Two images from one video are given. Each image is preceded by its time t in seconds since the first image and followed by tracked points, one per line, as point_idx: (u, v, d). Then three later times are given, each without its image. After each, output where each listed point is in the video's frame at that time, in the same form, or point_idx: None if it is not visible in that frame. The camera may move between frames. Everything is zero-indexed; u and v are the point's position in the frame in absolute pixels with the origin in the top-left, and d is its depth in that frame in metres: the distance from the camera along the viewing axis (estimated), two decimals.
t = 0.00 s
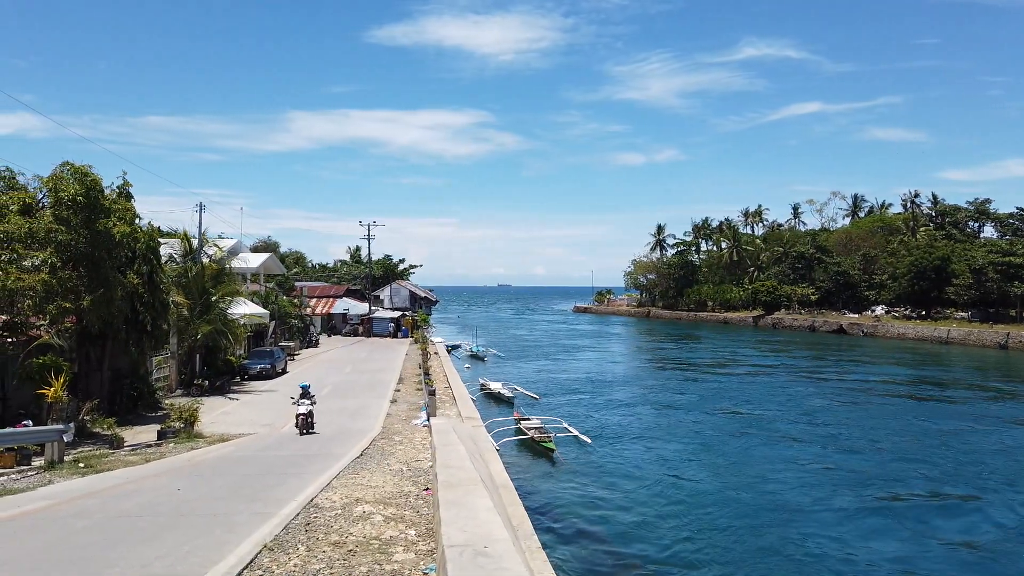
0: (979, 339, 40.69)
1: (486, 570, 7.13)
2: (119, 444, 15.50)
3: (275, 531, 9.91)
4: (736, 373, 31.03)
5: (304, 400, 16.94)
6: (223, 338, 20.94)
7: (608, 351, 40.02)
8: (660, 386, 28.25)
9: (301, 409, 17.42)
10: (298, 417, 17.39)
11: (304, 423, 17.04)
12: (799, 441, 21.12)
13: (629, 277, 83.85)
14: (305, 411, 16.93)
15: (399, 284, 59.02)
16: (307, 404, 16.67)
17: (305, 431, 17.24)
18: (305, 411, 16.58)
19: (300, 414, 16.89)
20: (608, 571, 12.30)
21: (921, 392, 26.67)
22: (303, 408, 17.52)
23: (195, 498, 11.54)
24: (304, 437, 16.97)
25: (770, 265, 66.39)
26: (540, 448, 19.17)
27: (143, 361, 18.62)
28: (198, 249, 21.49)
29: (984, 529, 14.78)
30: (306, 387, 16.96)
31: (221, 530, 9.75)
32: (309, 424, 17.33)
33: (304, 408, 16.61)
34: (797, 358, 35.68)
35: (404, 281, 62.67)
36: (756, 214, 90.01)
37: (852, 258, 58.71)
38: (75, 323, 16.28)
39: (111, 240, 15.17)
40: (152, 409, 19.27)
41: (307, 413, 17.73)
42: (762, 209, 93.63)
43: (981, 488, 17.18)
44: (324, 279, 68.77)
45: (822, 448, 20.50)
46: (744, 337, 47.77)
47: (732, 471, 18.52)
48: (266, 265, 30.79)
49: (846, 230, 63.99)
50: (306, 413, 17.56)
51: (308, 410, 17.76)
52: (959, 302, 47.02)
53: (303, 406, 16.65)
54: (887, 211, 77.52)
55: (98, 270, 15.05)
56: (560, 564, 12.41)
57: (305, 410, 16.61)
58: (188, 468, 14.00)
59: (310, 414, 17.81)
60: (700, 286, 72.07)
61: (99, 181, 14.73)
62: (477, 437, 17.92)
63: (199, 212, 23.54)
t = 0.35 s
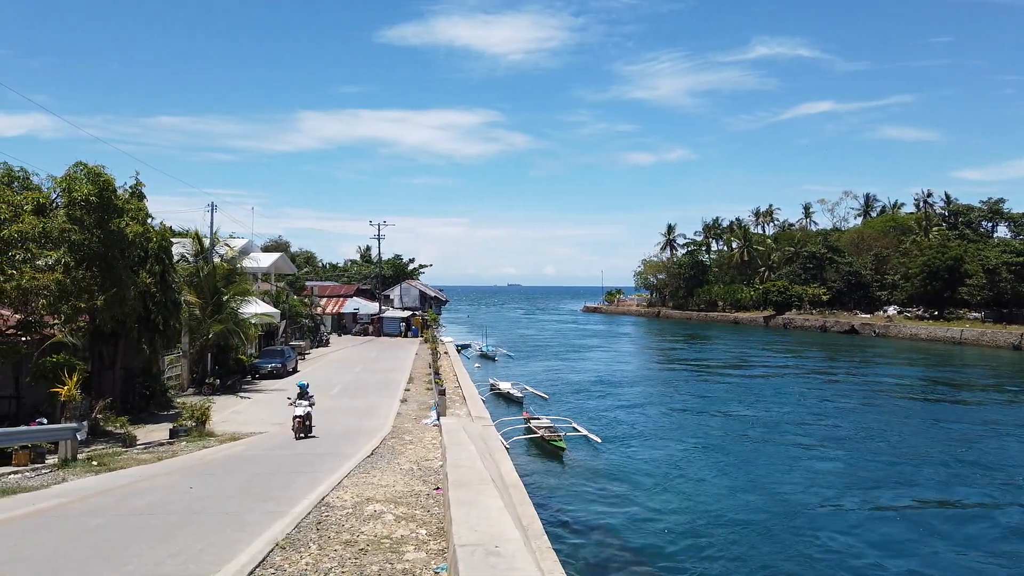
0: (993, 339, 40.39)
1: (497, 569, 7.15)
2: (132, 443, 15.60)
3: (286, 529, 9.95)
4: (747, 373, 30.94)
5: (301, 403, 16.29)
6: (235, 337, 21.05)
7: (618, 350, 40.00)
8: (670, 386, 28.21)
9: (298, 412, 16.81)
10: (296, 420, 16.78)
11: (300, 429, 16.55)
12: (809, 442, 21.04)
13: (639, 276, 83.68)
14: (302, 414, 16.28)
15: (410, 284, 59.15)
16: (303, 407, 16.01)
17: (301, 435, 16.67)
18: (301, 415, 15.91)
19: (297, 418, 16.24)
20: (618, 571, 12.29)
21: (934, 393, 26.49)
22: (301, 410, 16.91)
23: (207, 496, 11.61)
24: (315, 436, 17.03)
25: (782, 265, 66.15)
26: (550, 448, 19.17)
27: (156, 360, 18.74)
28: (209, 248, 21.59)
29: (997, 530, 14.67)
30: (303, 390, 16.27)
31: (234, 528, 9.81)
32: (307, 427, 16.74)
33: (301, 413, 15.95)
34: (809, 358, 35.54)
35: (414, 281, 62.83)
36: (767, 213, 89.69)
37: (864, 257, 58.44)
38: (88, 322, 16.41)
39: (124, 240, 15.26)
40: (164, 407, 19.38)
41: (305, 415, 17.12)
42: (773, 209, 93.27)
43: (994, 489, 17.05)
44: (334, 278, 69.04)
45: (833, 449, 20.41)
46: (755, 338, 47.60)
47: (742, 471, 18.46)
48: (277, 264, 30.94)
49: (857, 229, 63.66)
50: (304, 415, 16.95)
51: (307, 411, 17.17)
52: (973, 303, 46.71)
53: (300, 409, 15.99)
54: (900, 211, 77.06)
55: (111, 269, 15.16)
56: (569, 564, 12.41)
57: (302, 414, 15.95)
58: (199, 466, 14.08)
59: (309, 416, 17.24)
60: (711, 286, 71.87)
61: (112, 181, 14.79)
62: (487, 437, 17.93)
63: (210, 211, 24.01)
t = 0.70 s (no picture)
0: (1011, 340, 39.94)
1: (511, 569, 7.14)
2: (148, 441, 15.72)
3: (301, 527, 9.99)
4: (761, 373, 30.80)
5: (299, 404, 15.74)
6: (249, 337, 21.16)
7: (630, 350, 39.92)
8: (683, 386, 28.11)
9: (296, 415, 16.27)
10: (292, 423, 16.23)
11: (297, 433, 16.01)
12: (824, 442, 20.90)
13: (652, 276, 83.41)
14: (299, 417, 15.72)
15: (423, 283, 59.28)
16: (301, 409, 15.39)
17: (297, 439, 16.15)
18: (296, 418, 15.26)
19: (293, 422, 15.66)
20: (630, 571, 12.27)
21: (951, 394, 26.24)
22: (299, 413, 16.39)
23: (224, 494, 11.70)
24: (329, 435, 17.10)
25: (796, 265, 65.77)
26: (563, 447, 19.15)
27: (171, 359, 18.88)
28: (224, 248, 21.68)
29: (1015, 532, 14.51)
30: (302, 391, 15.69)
31: (249, 526, 9.87)
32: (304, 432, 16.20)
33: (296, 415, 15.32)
34: (824, 358, 35.32)
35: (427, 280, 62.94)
36: (781, 213, 89.21)
37: (880, 257, 57.98)
38: (105, 321, 16.58)
39: (140, 239, 15.39)
40: (180, 405, 19.50)
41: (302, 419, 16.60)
42: (788, 208, 92.77)
43: (1012, 491, 16.86)
44: (348, 278, 69.39)
45: (848, 450, 20.27)
46: (769, 338, 47.34)
47: (756, 471, 18.39)
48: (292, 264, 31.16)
49: (873, 229, 63.17)
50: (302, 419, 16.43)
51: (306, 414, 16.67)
52: (991, 303, 46.24)
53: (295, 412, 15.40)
54: (917, 210, 76.40)
55: (128, 269, 15.32)
56: (583, 564, 12.39)
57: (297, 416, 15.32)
58: (215, 465, 14.17)
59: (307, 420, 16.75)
60: (724, 286, 71.57)
61: (129, 182, 14.87)
62: (501, 436, 17.94)
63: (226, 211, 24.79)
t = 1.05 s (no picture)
0: None
1: (527, 569, 7.10)
2: (167, 439, 15.85)
3: (318, 526, 10.03)
4: (778, 373, 30.63)
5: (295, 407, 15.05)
6: (266, 336, 21.26)
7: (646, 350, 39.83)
8: (699, 386, 28.00)
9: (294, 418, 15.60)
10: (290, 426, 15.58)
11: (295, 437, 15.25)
12: (841, 443, 20.74)
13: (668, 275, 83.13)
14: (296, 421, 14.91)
15: (439, 283, 59.41)
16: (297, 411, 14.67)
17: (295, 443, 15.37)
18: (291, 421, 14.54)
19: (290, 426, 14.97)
20: (646, 571, 12.22)
21: (971, 394, 25.94)
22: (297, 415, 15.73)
23: (241, 492, 11.79)
24: (346, 434, 17.17)
25: (814, 264, 65.31)
26: (581, 448, 19.07)
27: (189, 357, 19.02)
28: (242, 248, 21.79)
29: None
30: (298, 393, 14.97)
31: (267, 524, 9.90)
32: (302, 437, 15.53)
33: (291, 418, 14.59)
34: (842, 359, 35.04)
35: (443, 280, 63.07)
36: (798, 212, 88.62)
37: (900, 257, 57.46)
38: (125, 321, 16.75)
39: (159, 240, 15.48)
40: (198, 404, 19.62)
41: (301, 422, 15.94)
42: (805, 207, 92.04)
43: None
44: (365, 277, 69.74)
45: (866, 451, 20.08)
46: (786, 338, 47.04)
47: (772, 472, 18.27)
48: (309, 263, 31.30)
49: (892, 228, 62.58)
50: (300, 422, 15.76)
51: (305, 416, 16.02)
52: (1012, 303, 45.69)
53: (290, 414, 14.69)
54: (937, 209, 75.59)
55: (147, 268, 15.39)
56: (599, 563, 12.37)
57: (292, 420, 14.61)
58: (232, 462, 14.30)
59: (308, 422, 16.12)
60: (741, 285, 71.18)
61: (147, 182, 15.02)
62: (516, 435, 17.93)
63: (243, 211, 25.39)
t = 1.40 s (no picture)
0: None
1: (543, 569, 6.84)
2: (188, 437, 15.99)
3: (337, 525, 9.99)
4: (797, 374, 30.41)
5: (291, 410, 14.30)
6: (285, 335, 21.44)
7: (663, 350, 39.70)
8: (717, 386, 27.88)
9: (292, 420, 14.91)
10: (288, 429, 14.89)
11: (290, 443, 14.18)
12: (861, 443, 20.57)
13: (687, 275, 82.75)
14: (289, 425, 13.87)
15: (456, 283, 59.55)
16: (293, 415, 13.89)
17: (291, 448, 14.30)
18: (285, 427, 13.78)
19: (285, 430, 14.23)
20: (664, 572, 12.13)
21: (995, 395, 25.61)
22: (296, 418, 15.04)
23: (262, 490, 11.88)
24: (365, 433, 17.25)
25: (835, 264, 64.73)
26: (599, 448, 19.03)
27: (210, 356, 19.21)
28: (262, 247, 21.96)
29: None
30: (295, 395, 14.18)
31: (286, 522, 9.89)
32: (300, 442, 14.84)
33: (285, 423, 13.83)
34: (862, 359, 34.73)
35: (461, 280, 63.20)
36: (819, 210, 87.85)
37: (922, 255, 56.80)
38: (147, 320, 16.94)
39: (181, 239, 15.62)
40: (218, 403, 19.75)
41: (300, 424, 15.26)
42: (826, 206, 91.21)
43: None
44: (384, 277, 70.07)
45: (888, 452, 19.82)
46: (806, 338, 46.68)
47: (791, 472, 18.16)
48: (328, 262, 31.47)
49: (915, 227, 61.85)
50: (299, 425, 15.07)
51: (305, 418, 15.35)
52: None
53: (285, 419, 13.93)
54: (960, 207, 74.64)
55: (168, 268, 15.51)
56: (617, 563, 12.36)
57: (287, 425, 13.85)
58: (253, 460, 14.46)
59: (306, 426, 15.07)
60: (761, 285, 70.71)
61: (168, 182, 15.13)
62: (533, 435, 17.88)
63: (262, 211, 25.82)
